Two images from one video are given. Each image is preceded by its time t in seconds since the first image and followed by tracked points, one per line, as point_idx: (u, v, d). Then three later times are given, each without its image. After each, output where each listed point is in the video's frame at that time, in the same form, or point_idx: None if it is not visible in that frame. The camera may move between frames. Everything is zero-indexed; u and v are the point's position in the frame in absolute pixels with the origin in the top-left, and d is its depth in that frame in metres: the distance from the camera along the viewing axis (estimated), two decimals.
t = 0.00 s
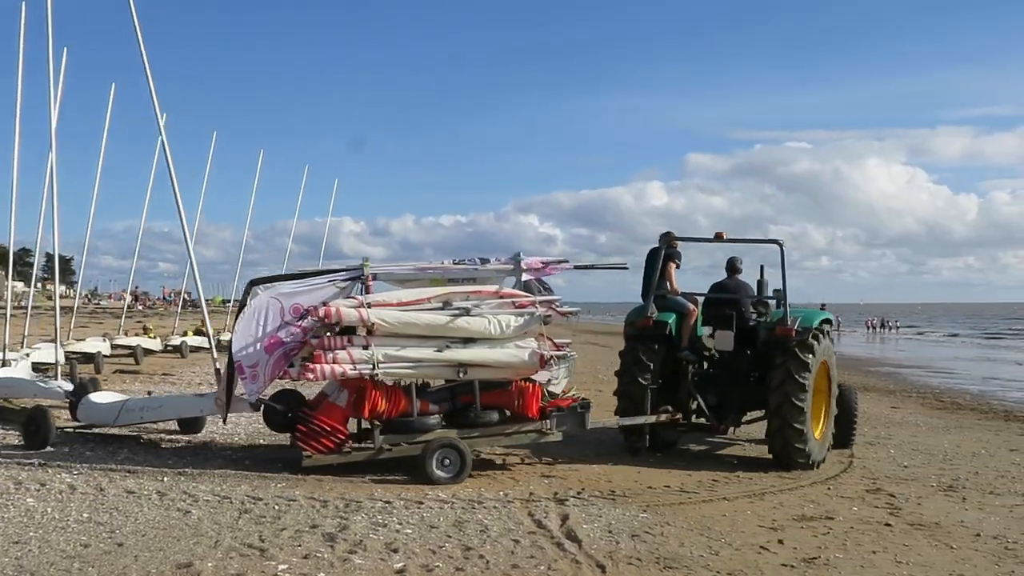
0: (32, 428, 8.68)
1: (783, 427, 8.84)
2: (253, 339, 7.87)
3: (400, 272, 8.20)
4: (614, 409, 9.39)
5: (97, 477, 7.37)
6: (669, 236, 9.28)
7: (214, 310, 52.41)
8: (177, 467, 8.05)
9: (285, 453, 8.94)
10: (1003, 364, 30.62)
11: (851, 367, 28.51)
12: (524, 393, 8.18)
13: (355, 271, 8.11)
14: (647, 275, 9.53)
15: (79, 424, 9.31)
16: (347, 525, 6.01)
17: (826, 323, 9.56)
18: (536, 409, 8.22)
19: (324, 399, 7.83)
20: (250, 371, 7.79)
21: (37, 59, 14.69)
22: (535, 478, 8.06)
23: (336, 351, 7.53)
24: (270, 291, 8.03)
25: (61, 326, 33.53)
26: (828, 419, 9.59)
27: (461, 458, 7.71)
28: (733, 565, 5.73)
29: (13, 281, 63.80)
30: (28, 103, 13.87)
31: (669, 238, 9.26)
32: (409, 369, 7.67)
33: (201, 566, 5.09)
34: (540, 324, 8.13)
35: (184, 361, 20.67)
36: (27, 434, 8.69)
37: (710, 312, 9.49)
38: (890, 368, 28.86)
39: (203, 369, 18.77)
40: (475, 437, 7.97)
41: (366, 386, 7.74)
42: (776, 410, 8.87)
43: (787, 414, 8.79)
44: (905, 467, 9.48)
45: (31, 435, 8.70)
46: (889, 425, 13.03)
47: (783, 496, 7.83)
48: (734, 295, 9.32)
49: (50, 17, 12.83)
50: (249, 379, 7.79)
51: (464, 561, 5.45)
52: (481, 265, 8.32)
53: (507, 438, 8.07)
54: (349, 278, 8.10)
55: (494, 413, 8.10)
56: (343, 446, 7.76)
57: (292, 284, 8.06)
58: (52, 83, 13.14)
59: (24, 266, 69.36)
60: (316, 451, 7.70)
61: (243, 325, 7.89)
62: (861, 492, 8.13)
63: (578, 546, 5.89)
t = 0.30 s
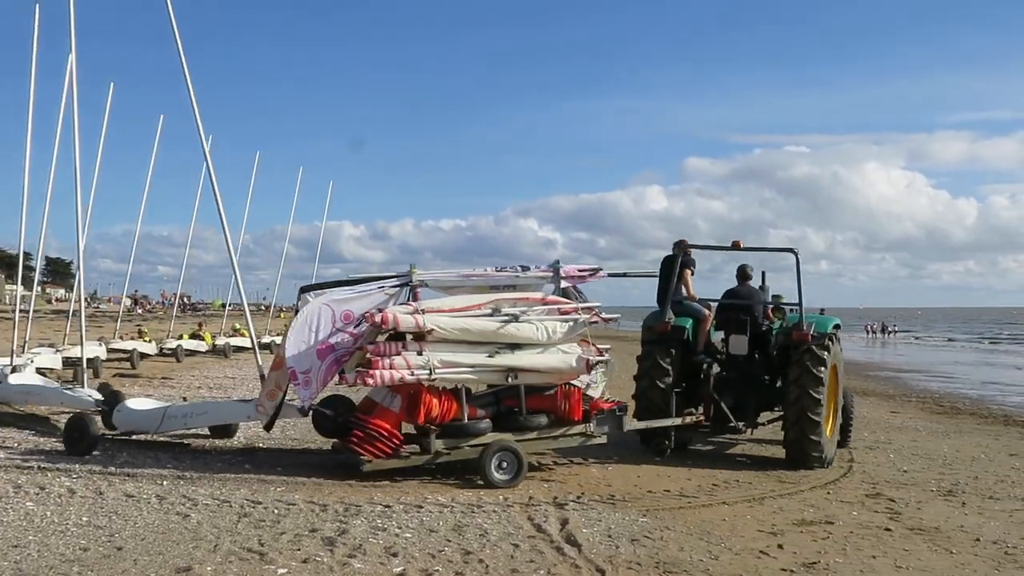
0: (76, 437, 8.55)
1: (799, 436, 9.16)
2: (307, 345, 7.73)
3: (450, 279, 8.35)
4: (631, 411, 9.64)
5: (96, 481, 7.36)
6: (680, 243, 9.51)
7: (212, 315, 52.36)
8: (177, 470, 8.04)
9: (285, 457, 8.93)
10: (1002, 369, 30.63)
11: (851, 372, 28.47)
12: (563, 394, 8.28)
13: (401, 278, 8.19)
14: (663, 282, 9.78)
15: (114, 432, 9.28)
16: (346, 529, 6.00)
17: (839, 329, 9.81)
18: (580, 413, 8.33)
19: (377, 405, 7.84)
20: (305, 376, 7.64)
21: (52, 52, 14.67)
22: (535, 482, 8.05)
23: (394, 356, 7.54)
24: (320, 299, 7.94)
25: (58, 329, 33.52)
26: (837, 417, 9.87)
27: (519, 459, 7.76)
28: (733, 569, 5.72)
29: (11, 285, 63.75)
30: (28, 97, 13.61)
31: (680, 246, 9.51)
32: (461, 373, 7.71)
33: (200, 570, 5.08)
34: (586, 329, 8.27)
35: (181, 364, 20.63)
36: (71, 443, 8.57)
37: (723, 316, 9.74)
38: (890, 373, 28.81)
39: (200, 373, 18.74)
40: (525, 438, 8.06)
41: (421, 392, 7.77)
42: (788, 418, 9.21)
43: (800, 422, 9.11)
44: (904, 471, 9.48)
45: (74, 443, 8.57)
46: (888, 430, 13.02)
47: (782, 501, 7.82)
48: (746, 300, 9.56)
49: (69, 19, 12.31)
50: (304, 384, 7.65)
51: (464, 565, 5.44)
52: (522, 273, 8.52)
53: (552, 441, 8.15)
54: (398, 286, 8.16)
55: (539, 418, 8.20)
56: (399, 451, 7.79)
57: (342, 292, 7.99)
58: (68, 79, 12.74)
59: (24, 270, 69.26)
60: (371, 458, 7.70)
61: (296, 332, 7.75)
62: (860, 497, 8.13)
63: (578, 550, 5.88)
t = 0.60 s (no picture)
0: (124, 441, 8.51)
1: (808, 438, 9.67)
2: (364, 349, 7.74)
3: (499, 284, 8.27)
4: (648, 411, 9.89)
5: (94, 484, 7.35)
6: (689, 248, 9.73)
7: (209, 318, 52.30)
8: (175, 473, 8.03)
9: (282, 460, 8.92)
10: (1000, 371, 30.67)
11: (850, 373, 28.45)
12: (607, 396, 8.54)
13: (455, 283, 8.10)
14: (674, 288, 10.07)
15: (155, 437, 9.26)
16: (345, 532, 5.99)
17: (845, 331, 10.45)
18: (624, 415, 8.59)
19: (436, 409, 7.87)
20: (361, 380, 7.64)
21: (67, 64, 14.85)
22: (534, 485, 8.05)
23: (456, 360, 7.57)
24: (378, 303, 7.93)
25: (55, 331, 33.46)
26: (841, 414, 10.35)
27: (577, 458, 7.93)
28: (731, 572, 5.72)
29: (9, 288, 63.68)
30: (43, 102, 13.43)
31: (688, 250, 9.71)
32: (518, 376, 7.82)
33: (197, 574, 5.07)
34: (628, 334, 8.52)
35: (177, 367, 20.59)
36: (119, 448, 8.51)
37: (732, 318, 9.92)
38: (889, 375, 28.79)
39: (196, 375, 18.70)
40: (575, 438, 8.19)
41: (480, 394, 7.84)
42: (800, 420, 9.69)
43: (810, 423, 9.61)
44: (903, 473, 9.50)
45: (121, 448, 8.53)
46: (887, 431, 13.03)
47: (781, 503, 7.82)
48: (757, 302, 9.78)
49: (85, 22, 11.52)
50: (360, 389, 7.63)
51: (462, 568, 5.44)
52: (563, 278, 8.55)
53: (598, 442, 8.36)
54: (452, 291, 8.06)
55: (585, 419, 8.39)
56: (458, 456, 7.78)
57: (400, 296, 7.95)
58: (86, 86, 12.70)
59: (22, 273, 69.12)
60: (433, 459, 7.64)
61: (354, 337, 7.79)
62: (858, 499, 8.13)
63: (576, 553, 5.88)
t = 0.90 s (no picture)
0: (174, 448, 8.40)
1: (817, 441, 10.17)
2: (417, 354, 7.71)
3: (540, 288, 8.25)
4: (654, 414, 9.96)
5: (92, 488, 7.34)
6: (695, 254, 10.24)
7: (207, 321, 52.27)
8: (173, 476, 8.01)
9: (280, 463, 8.91)
10: (998, 375, 30.70)
11: (847, 377, 28.43)
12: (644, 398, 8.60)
13: (501, 288, 8.12)
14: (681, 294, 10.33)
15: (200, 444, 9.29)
16: (343, 536, 5.99)
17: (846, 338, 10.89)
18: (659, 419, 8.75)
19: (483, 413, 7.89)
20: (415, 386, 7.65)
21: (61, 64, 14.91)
22: (531, 488, 8.05)
23: (510, 365, 7.59)
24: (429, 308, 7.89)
25: (52, 335, 33.42)
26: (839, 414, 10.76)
27: (625, 461, 8.18)
28: None
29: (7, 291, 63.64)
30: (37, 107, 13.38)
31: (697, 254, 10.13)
32: (563, 381, 7.88)
33: None
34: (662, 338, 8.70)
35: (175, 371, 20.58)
36: (167, 455, 8.41)
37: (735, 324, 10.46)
38: (887, 379, 28.78)
39: (194, 379, 18.68)
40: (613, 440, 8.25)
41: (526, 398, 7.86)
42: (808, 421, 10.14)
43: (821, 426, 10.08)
44: (901, 477, 9.49)
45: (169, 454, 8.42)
46: (885, 435, 13.05)
47: (779, 507, 7.82)
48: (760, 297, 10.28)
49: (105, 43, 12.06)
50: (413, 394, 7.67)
51: (460, 572, 5.43)
52: (598, 283, 8.61)
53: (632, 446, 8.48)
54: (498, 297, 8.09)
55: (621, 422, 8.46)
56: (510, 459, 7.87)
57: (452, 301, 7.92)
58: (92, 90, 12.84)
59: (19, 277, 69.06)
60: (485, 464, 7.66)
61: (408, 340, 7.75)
62: (857, 503, 8.13)
63: (574, 557, 5.88)
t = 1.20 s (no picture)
0: (225, 454, 8.39)
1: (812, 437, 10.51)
2: (468, 360, 7.73)
3: (577, 298, 8.52)
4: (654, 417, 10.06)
5: (85, 492, 7.31)
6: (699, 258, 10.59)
7: (200, 325, 52.10)
8: (166, 480, 7.99)
9: (274, 466, 8.89)
10: (991, 379, 30.76)
11: (840, 382, 28.45)
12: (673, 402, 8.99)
13: (544, 296, 8.18)
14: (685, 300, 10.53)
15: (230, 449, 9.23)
16: (336, 541, 5.98)
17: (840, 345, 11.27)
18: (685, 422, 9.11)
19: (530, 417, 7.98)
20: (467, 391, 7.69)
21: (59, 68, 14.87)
22: (524, 492, 8.05)
23: (560, 371, 7.78)
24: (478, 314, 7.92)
25: (45, 338, 33.28)
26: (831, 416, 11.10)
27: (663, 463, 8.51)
28: None
29: None
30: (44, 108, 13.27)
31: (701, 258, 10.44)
32: (605, 385, 8.12)
33: None
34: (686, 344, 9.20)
35: (168, 375, 20.49)
36: (217, 461, 8.40)
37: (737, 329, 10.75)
38: (880, 383, 28.81)
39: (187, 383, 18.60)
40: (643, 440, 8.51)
41: (572, 402, 7.99)
42: (805, 418, 10.51)
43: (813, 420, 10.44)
44: (893, 481, 9.52)
45: (220, 460, 8.40)
46: (878, 439, 13.09)
47: (772, 511, 7.84)
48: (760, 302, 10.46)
49: (127, 31, 11.23)
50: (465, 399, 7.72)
51: None
52: (626, 292, 9.16)
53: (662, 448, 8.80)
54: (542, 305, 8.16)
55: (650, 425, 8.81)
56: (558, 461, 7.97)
57: (501, 307, 7.96)
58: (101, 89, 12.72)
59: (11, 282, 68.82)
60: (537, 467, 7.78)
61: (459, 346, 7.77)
62: (849, 507, 8.14)
63: (568, 561, 5.87)
